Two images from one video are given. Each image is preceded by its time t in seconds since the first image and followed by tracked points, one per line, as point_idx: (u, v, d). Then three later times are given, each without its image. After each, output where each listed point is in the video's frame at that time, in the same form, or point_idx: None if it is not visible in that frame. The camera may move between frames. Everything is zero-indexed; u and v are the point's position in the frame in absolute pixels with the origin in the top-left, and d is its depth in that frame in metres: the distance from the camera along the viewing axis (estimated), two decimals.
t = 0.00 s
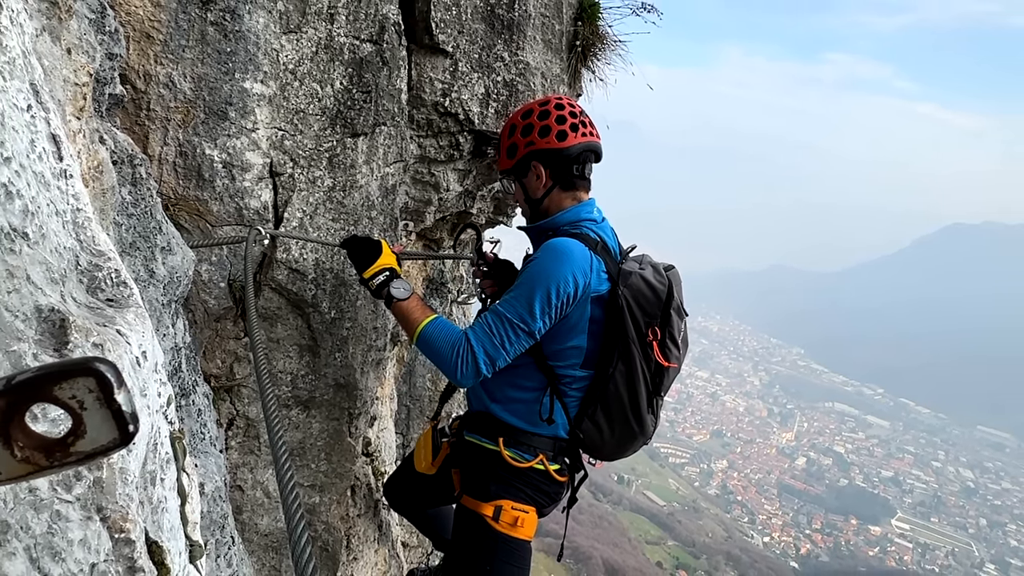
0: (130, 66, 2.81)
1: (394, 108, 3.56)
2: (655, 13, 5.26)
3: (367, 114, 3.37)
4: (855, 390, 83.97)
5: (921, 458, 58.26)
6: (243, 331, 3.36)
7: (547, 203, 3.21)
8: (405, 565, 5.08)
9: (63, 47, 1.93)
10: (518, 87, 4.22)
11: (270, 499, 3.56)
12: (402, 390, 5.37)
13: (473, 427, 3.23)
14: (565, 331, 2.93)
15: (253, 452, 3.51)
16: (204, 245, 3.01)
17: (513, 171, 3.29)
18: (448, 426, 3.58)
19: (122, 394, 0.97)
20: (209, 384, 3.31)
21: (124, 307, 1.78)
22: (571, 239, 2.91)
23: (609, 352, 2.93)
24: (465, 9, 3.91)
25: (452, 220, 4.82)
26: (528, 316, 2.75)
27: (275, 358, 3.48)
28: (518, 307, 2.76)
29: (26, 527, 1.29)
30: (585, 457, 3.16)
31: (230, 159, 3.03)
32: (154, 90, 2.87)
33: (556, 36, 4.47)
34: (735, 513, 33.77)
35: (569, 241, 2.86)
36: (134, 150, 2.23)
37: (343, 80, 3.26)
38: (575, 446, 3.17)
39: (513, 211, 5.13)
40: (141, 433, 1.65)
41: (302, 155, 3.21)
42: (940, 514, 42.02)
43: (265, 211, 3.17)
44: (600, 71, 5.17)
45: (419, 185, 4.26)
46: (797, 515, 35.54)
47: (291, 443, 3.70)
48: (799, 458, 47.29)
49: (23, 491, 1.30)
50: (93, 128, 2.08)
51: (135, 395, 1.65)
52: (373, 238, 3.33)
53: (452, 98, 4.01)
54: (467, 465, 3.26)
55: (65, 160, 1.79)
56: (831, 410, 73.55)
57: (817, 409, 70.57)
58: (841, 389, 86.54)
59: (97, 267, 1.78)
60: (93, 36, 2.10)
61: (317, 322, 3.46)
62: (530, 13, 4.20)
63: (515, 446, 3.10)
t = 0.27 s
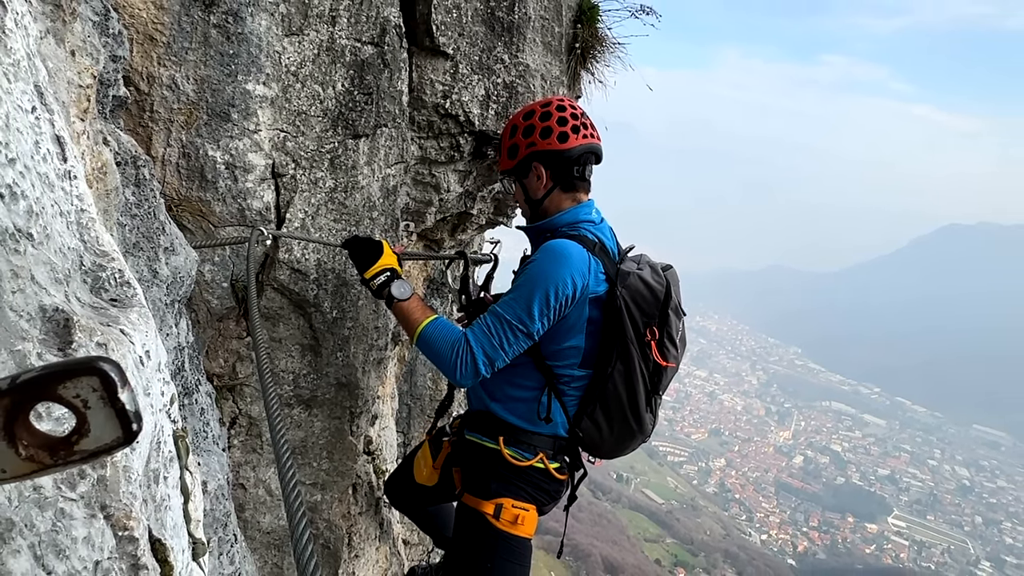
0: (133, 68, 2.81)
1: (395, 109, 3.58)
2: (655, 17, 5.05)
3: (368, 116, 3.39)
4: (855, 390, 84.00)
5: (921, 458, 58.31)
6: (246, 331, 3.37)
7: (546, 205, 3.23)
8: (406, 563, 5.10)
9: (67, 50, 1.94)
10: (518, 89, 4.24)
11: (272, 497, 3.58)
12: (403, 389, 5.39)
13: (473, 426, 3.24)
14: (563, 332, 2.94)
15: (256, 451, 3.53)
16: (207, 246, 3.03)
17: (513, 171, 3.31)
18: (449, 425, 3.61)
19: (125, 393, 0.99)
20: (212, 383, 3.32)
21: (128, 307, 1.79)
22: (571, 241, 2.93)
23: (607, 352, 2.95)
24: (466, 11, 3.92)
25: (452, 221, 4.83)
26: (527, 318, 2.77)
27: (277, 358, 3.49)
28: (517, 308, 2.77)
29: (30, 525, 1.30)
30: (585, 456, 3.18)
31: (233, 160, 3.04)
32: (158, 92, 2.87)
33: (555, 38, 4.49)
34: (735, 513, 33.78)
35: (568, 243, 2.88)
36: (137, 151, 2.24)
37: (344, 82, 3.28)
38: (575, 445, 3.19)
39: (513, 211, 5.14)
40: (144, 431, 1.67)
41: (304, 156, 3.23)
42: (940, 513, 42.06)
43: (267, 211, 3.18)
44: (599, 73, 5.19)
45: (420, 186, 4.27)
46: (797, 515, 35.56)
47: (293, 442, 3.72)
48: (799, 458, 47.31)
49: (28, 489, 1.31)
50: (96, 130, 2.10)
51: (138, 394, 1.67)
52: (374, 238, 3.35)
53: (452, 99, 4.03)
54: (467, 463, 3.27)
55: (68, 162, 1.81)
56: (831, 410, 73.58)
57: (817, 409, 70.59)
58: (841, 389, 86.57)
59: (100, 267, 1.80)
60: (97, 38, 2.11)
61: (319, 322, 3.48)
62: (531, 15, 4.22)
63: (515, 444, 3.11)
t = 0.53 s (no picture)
0: (136, 70, 2.83)
1: (396, 111, 3.59)
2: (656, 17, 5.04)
3: (369, 117, 3.41)
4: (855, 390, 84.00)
5: (921, 458, 58.33)
6: (248, 330, 3.39)
7: (541, 209, 3.25)
8: (407, 560, 5.11)
9: (71, 52, 1.96)
10: (517, 91, 4.26)
11: (274, 495, 3.59)
12: (404, 388, 5.40)
13: (474, 426, 3.26)
14: (560, 333, 2.96)
15: (258, 449, 3.55)
16: (210, 246, 3.05)
17: (510, 178, 3.34)
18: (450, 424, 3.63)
19: (128, 393, 0.99)
20: (215, 382, 3.34)
21: (131, 307, 1.81)
22: (569, 244, 2.94)
23: (605, 353, 2.97)
24: (466, 13, 3.94)
25: (453, 221, 4.84)
26: (525, 321, 2.78)
27: (280, 357, 3.51)
28: (515, 312, 2.79)
29: (34, 523, 1.32)
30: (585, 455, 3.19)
31: (236, 161, 3.06)
32: (161, 93, 2.89)
33: (555, 40, 4.50)
34: (736, 513, 33.80)
35: (565, 246, 2.89)
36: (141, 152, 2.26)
37: (346, 84, 3.29)
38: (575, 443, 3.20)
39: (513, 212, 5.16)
40: (147, 430, 1.69)
41: (306, 157, 3.24)
42: (940, 513, 42.09)
43: (270, 212, 3.20)
44: (598, 74, 5.21)
45: (421, 187, 4.29)
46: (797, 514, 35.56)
47: (295, 441, 3.73)
48: (799, 458, 47.31)
49: (32, 487, 1.33)
50: (101, 131, 2.11)
51: (141, 393, 1.68)
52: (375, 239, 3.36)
53: (453, 101, 4.05)
54: (468, 462, 3.29)
55: (72, 163, 1.83)
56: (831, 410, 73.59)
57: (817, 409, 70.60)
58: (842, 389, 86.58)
59: (104, 268, 1.82)
60: (100, 41, 2.13)
61: (320, 321, 3.50)
62: (530, 18, 4.24)
63: (516, 444, 3.13)
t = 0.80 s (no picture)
0: (140, 73, 2.86)
1: (398, 112, 3.61)
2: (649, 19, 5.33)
3: (370, 119, 3.43)
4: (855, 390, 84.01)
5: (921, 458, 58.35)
6: (251, 330, 3.41)
7: (540, 211, 3.27)
8: (409, 558, 5.13)
9: (75, 54, 1.98)
10: (518, 93, 4.27)
11: (276, 494, 3.61)
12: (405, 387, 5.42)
13: (475, 425, 3.29)
14: (561, 333, 2.98)
15: (261, 448, 3.56)
16: (213, 247, 3.06)
17: (510, 179, 3.36)
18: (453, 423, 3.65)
19: (132, 392, 1.00)
20: (218, 381, 3.36)
21: (135, 307, 1.83)
22: (569, 244, 2.96)
23: (604, 353, 2.98)
24: (467, 16, 3.96)
25: (454, 222, 4.86)
26: (525, 321, 2.80)
27: (282, 356, 3.53)
28: (516, 312, 2.80)
29: (39, 521, 1.34)
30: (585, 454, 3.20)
31: (238, 162, 3.08)
32: (164, 96, 2.92)
33: (555, 42, 4.52)
34: (736, 512, 33.80)
35: (565, 246, 2.91)
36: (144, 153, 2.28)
37: (347, 86, 3.31)
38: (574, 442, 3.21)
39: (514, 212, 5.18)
40: (151, 428, 1.70)
41: (308, 159, 3.26)
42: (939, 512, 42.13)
43: (272, 213, 3.21)
44: (598, 77, 5.24)
45: (422, 188, 4.31)
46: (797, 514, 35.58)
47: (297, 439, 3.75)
48: (799, 458, 47.32)
49: (36, 485, 1.35)
50: (105, 133, 2.13)
51: (145, 392, 1.70)
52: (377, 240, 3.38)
53: (454, 103, 4.07)
54: (469, 460, 3.31)
55: (77, 164, 1.84)
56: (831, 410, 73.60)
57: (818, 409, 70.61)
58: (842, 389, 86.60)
59: (108, 268, 1.83)
60: (105, 43, 2.15)
61: (322, 321, 3.51)
62: (530, 20, 4.25)
63: (516, 442, 3.15)
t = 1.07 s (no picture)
0: (144, 75, 2.89)
1: (399, 114, 3.63)
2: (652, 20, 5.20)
3: (372, 120, 3.44)
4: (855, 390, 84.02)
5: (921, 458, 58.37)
6: (253, 329, 3.42)
7: (541, 212, 3.29)
8: (410, 556, 5.15)
9: (79, 56, 1.99)
10: (517, 95, 4.29)
11: (279, 492, 3.63)
12: (406, 386, 5.44)
13: (474, 423, 3.30)
14: (560, 332, 2.99)
15: (263, 446, 3.57)
16: (215, 247, 3.08)
17: (510, 180, 3.38)
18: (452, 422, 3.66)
19: (136, 391, 1.02)
20: (220, 380, 3.37)
21: (138, 307, 1.84)
22: (568, 245, 2.97)
23: (602, 353, 3.00)
24: (467, 19, 3.97)
25: (454, 222, 4.87)
26: (526, 320, 2.82)
27: (284, 356, 3.55)
28: (516, 311, 2.82)
29: (44, 518, 1.35)
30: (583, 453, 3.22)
31: (241, 163, 3.10)
32: (168, 97, 2.94)
33: (554, 45, 4.54)
34: (736, 512, 33.81)
35: (564, 247, 2.93)
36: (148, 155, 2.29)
37: (349, 88, 3.33)
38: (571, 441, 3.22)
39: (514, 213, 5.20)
40: (154, 427, 1.72)
41: (310, 160, 3.28)
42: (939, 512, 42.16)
43: (274, 214, 3.23)
44: (597, 78, 5.26)
45: (423, 189, 4.32)
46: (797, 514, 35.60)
47: (299, 438, 3.77)
48: (799, 458, 47.35)
49: (41, 483, 1.36)
50: (108, 134, 2.15)
51: (149, 391, 1.72)
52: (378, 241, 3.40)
53: (454, 105, 4.08)
54: (468, 459, 3.33)
55: (81, 165, 1.86)
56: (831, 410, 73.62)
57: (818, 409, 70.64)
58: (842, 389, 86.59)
59: (112, 268, 1.85)
60: (109, 45, 2.17)
61: (324, 320, 3.53)
62: (530, 23, 4.27)
63: (515, 441, 3.16)
